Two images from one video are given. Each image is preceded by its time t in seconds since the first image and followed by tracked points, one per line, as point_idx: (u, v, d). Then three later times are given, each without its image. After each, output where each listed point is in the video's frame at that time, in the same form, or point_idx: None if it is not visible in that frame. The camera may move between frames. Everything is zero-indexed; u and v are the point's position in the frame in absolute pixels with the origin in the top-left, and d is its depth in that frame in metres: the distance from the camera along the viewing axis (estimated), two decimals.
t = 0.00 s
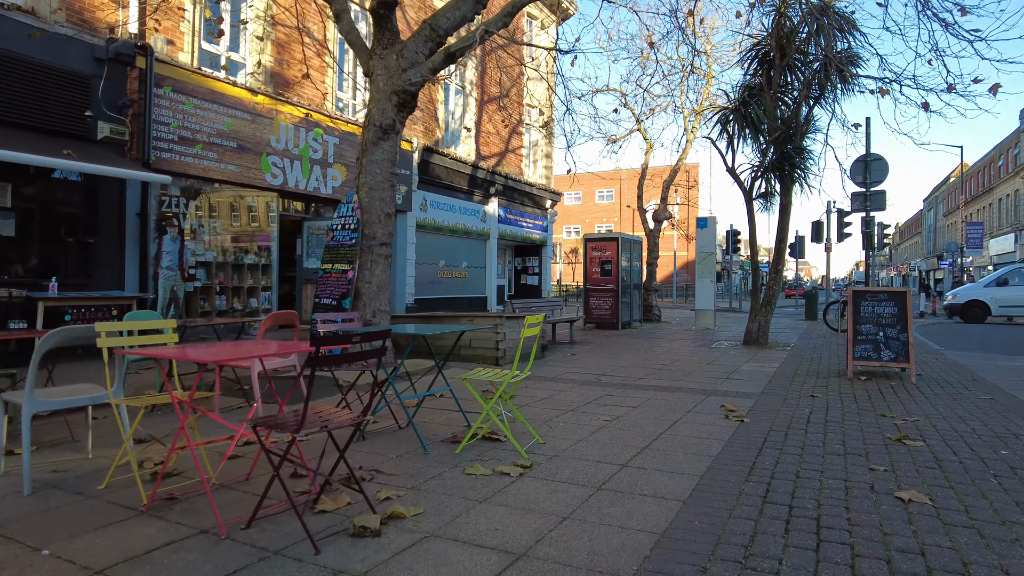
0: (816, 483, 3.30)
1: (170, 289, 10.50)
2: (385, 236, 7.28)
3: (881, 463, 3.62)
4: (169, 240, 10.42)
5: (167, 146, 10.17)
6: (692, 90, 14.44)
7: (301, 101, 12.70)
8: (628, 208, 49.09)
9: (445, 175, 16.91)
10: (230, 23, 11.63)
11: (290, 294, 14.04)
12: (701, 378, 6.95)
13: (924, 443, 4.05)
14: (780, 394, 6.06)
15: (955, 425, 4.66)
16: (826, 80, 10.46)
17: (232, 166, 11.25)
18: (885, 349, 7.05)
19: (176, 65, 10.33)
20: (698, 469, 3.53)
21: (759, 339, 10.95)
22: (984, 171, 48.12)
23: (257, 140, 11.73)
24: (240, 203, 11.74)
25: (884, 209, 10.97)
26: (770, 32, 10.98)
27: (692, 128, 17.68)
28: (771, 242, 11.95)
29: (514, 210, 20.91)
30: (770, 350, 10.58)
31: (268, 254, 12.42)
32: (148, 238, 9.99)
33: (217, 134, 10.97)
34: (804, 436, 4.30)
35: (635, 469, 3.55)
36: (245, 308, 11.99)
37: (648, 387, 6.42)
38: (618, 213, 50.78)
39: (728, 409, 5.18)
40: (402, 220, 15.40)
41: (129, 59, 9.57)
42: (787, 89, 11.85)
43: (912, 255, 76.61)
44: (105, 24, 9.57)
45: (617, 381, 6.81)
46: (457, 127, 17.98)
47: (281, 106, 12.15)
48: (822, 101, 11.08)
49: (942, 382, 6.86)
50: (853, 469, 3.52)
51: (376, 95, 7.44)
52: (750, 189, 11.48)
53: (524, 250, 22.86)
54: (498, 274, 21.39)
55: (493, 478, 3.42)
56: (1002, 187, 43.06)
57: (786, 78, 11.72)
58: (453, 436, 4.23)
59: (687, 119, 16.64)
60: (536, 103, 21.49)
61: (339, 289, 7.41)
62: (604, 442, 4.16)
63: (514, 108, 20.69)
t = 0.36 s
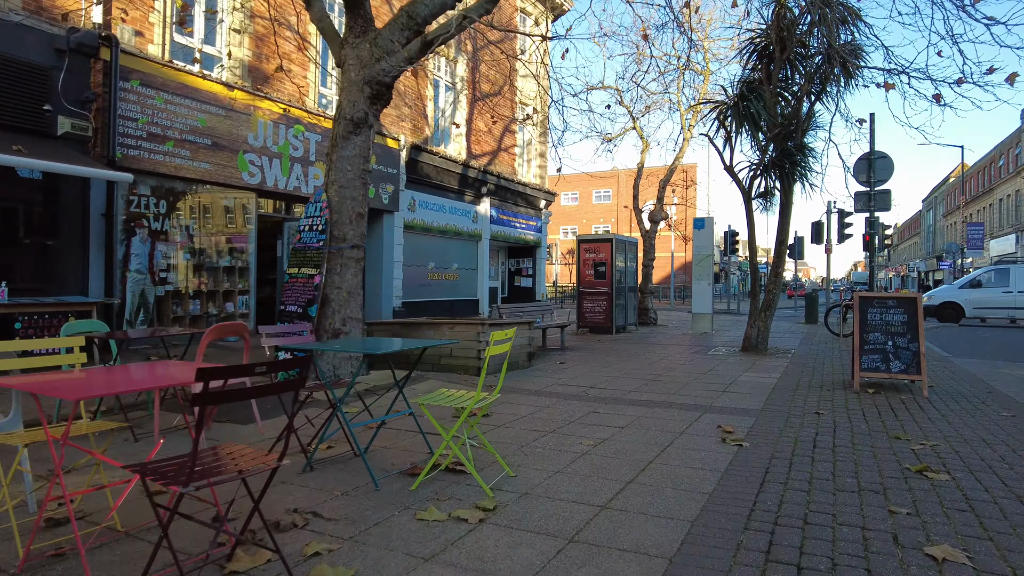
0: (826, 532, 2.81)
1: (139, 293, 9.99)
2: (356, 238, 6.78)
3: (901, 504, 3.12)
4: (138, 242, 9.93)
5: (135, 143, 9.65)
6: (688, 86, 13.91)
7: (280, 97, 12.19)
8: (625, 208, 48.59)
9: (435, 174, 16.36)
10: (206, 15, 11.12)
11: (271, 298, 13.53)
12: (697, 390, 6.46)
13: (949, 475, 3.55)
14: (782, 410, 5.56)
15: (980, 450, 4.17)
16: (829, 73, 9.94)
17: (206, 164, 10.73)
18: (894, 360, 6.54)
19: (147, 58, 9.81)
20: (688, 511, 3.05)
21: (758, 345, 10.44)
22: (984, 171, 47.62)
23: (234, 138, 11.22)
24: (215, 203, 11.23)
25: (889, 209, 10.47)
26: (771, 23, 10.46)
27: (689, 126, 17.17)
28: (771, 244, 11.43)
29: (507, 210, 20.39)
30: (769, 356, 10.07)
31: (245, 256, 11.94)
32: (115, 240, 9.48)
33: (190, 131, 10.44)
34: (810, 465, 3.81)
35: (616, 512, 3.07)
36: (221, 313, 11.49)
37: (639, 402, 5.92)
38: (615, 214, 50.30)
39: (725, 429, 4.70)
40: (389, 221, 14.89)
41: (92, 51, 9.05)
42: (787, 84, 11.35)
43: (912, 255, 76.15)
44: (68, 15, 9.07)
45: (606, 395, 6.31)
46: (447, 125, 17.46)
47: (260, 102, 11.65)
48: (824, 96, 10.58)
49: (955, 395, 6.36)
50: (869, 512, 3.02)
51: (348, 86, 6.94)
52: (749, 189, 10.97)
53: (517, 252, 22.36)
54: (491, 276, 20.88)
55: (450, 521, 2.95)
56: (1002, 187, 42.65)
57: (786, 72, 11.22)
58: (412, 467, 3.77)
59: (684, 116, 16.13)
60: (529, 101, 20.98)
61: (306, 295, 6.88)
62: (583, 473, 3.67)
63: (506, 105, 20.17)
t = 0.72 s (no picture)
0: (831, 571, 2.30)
1: (100, 290, 9.47)
2: (316, 229, 6.30)
3: (919, 533, 2.61)
4: (100, 237, 9.42)
5: (95, 132, 9.09)
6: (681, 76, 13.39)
7: (255, 86, 11.65)
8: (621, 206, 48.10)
9: (421, 169, 15.86)
10: None
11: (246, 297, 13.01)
12: (686, 393, 5.96)
13: (973, 495, 3.04)
14: (778, 414, 5.07)
15: (1003, 462, 3.66)
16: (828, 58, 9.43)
17: (173, 155, 10.19)
18: (898, 360, 6.06)
19: (108, 43, 9.23)
20: (664, 543, 2.55)
21: (754, 345, 9.94)
22: (982, 169, 47.31)
23: (204, 128, 10.67)
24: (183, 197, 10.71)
25: (890, 202, 9.98)
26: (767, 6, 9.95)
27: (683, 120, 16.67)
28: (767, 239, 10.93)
29: (497, 207, 19.89)
30: (765, 356, 9.58)
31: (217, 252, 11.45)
32: (72, 234, 8.96)
33: (156, 120, 9.89)
34: (808, 483, 3.30)
35: (577, 543, 2.56)
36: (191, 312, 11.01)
37: (622, 406, 5.42)
38: (611, 212, 49.81)
39: (713, 437, 4.20)
40: (372, 217, 14.41)
41: (46, 33, 8.49)
42: (784, 72, 10.84)
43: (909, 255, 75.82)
44: None
45: (587, 398, 5.81)
46: (434, 119, 16.94)
47: (232, 91, 11.11)
48: (822, 83, 10.12)
49: (964, 398, 5.87)
50: (881, 544, 2.52)
51: (309, 66, 6.43)
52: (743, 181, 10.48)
53: (508, 250, 21.87)
54: (480, 275, 20.37)
55: (375, 554, 2.47)
56: (1001, 185, 42.27)
57: (783, 59, 10.71)
58: (349, 486, 3.31)
59: (678, 109, 15.62)
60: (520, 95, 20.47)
61: (261, 290, 6.31)
62: (547, 492, 3.17)
63: (497, 99, 19.64)
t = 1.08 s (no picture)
0: None
1: (57, 291, 8.98)
2: (270, 225, 5.87)
3: None
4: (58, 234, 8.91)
5: (50, 124, 8.57)
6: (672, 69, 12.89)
7: (227, 77, 11.15)
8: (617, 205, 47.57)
9: (405, 166, 15.36)
10: None
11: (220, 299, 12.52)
12: (671, 403, 5.47)
13: (1002, 534, 2.55)
14: (772, 427, 4.59)
15: None
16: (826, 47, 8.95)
17: (138, 149, 9.68)
18: (901, 366, 5.59)
19: (66, 29, 8.72)
20: None
21: (748, 348, 9.45)
22: (979, 168, 46.99)
23: (171, 120, 10.15)
24: (149, 193, 10.20)
25: (890, 197, 9.52)
26: None
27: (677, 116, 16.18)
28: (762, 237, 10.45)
29: (486, 205, 19.39)
30: (760, 360, 9.10)
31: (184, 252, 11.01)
32: (25, 232, 8.45)
33: (118, 112, 9.38)
34: (806, 518, 2.81)
35: None
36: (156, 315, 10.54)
37: (601, 418, 4.93)
38: (606, 212, 49.32)
39: (696, 457, 3.72)
40: (353, 214, 13.91)
41: None
42: (779, 62, 10.37)
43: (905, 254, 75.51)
44: None
45: (563, 408, 5.33)
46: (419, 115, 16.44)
47: (203, 82, 10.60)
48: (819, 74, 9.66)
49: (975, 407, 5.40)
50: None
51: (264, 48, 5.95)
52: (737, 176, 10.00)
53: (498, 249, 21.37)
54: (469, 275, 19.86)
55: None
56: (998, 184, 41.89)
57: (778, 49, 10.24)
58: (264, 519, 2.83)
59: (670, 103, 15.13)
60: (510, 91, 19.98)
61: (209, 291, 5.90)
62: (497, 531, 2.69)
63: (486, 95, 19.14)
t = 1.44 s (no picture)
0: None
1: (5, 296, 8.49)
2: (212, 227, 5.46)
3: None
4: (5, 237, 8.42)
5: None
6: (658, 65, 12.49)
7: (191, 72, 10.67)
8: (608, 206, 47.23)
9: (384, 165, 14.93)
10: None
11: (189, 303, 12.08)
12: (644, 419, 5.07)
13: None
14: (750, 448, 4.19)
15: None
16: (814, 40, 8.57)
17: (94, 146, 9.20)
18: (891, 378, 5.20)
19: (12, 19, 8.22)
20: None
21: (733, 354, 9.07)
22: (969, 169, 46.93)
23: (131, 117, 9.67)
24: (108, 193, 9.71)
25: (880, 197, 9.16)
26: None
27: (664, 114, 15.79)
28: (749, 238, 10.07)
29: (471, 206, 18.95)
30: (745, 368, 8.72)
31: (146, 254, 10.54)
32: None
33: (72, 107, 8.89)
34: (778, 569, 2.40)
35: None
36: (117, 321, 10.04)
37: (566, 437, 4.52)
38: (597, 213, 48.96)
39: (661, 488, 3.31)
40: (328, 215, 13.47)
41: None
42: (766, 57, 9.98)
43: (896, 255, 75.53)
44: None
45: (527, 424, 4.93)
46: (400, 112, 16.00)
47: (165, 77, 10.12)
48: (807, 70, 9.30)
49: (969, 422, 5.03)
50: None
51: (207, 37, 5.51)
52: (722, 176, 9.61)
53: (484, 251, 20.95)
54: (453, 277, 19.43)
55: None
56: (989, 185, 41.79)
57: (764, 43, 9.85)
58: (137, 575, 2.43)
59: (657, 101, 14.72)
60: (495, 89, 19.55)
61: (144, 298, 5.47)
62: None
63: (470, 93, 18.69)
